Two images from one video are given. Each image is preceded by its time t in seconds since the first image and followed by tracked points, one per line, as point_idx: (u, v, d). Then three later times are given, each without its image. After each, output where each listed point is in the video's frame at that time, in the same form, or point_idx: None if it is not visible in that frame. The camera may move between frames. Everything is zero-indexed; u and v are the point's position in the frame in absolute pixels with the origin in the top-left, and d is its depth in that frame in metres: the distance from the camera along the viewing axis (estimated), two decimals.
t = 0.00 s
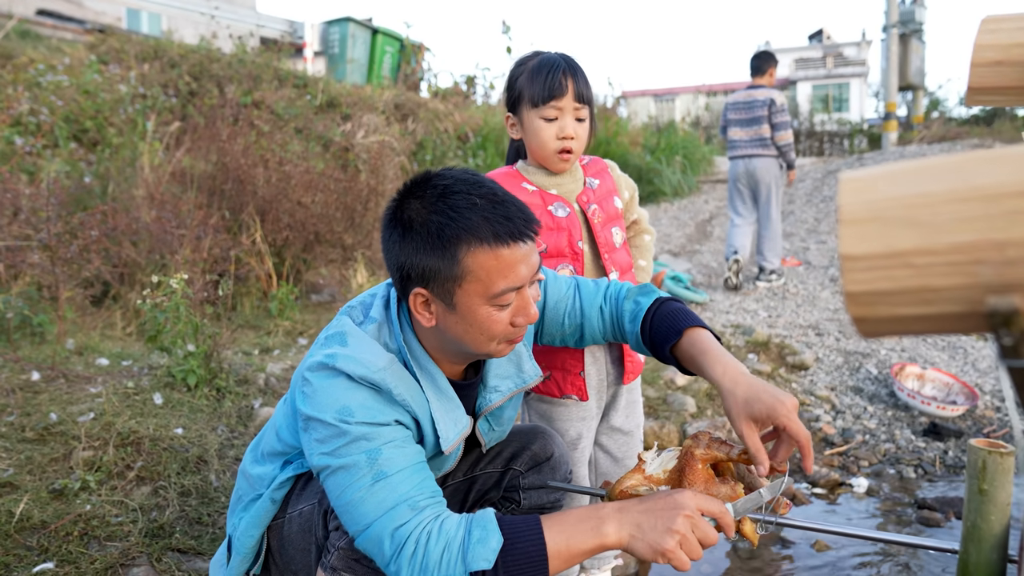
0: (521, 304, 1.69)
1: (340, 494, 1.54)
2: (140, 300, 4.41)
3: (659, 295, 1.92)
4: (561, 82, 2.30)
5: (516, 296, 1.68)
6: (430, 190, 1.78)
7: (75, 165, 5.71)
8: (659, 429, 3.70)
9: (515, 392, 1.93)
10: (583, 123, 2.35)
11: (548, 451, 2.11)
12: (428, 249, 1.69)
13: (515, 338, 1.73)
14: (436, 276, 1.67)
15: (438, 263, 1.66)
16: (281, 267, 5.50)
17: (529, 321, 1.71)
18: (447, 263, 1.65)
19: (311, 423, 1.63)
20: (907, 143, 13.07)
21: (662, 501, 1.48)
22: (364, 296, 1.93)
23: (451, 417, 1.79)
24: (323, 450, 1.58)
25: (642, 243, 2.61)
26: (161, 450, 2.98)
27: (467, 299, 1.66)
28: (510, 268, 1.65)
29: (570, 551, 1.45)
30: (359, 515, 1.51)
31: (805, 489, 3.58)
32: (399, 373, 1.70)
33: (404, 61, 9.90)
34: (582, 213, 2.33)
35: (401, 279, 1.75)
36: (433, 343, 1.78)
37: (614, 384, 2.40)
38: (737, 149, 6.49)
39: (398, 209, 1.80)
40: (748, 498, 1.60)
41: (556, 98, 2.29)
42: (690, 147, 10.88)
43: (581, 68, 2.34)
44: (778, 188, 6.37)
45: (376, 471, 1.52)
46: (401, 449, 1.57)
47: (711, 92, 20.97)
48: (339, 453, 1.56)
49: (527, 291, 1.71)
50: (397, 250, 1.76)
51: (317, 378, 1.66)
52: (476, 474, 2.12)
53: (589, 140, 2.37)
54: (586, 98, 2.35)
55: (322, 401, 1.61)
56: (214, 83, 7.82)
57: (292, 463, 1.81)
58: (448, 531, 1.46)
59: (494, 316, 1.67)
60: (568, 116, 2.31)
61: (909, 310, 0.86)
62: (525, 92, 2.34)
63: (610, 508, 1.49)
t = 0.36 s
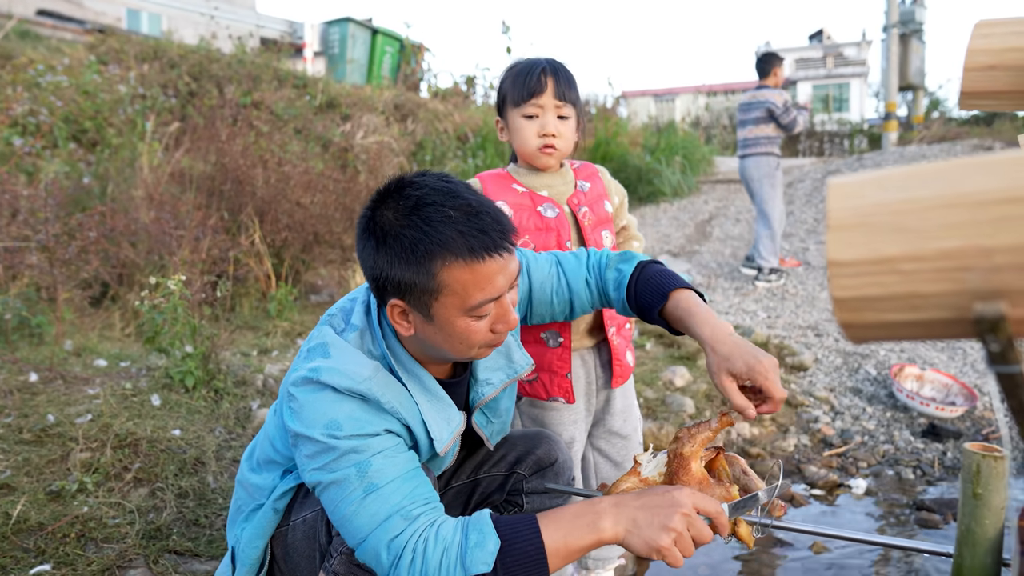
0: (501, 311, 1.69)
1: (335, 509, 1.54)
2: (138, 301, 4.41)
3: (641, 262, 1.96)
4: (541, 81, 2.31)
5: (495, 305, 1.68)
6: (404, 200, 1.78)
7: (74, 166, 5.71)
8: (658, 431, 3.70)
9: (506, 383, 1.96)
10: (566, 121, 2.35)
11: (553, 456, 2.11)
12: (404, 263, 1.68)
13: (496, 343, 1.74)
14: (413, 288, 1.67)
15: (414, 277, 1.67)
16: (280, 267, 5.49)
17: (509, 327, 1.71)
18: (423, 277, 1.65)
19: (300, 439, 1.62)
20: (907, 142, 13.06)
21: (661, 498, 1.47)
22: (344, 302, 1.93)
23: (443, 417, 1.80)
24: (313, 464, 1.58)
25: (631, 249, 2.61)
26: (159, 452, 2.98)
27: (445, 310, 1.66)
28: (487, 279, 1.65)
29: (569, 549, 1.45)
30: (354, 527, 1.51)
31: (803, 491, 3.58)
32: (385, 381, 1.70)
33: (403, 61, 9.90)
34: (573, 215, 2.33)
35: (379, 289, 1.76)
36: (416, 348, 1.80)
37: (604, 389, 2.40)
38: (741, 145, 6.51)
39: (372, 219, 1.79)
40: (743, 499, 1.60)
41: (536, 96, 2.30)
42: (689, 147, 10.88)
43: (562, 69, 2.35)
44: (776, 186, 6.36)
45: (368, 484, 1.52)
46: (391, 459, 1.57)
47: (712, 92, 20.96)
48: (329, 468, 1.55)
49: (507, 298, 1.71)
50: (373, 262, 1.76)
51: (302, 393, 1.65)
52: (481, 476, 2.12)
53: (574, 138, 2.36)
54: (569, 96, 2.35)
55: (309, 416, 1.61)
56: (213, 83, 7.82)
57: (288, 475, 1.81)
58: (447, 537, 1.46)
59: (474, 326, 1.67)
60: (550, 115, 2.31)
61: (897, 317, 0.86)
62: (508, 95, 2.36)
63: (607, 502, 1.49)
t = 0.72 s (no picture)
0: (541, 254, 1.60)
1: (341, 435, 1.48)
2: (138, 300, 4.40)
3: (655, 214, 1.95)
4: (517, 80, 2.38)
5: (538, 246, 1.59)
6: (471, 118, 1.64)
7: (74, 165, 5.70)
8: (658, 431, 3.68)
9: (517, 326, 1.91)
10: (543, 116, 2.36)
11: (521, 442, 2.06)
12: (459, 182, 1.56)
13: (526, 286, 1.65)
14: (461, 210, 1.55)
15: (467, 199, 1.54)
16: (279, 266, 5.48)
17: (543, 273, 1.63)
18: (477, 201, 1.53)
19: (311, 359, 1.52)
20: (908, 142, 13.04)
21: (658, 481, 1.46)
22: (369, 219, 1.80)
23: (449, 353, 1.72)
24: (324, 388, 1.49)
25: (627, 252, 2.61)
26: (159, 451, 2.98)
27: (489, 242, 1.55)
28: (541, 218, 1.55)
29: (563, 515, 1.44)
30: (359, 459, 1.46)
31: (803, 490, 3.57)
32: (407, 313, 1.60)
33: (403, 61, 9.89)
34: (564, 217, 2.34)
35: (422, 206, 1.63)
36: (439, 278, 1.70)
37: (592, 390, 2.38)
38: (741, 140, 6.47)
39: (432, 132, 1.67)
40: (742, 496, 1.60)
41: (511, 93, 2.36)
42: (689, 147, 10.86)
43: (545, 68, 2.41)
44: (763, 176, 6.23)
45: (378, 417, 1.45)
46: (405, 396, 1.50)
47: (712, 92, 20.93)
48: (343, 394, 1.47)
49: (549, 241, 1.61)
50: (424, 176, 1.62)
51: (321, 310, 1.54)
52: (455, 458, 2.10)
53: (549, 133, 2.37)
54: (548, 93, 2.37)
55: (328, 337, 1.50)
56: (213, 83, 7.81)
57: (284, 402, 1.72)
58: (446, 481, 1.43)
59: (512, 263, 1.57)
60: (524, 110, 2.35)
61: (899, 316, 0.86)
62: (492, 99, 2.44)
63: (605, 475, 1.48)
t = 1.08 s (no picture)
0: (585, 150, 1.59)
1: (332, 278, 1.42)
2: (138, 300, 4.39)
3: (674, 190, 2.05)
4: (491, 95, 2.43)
5: (586, 141, 1.57)
6: None
7: (74, 164, 5.70)
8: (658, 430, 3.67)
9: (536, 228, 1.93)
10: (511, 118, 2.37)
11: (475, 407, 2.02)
12: (535, 51, 1.52)
13: (559, 179, 1.63)
14: (531, 80, 1.51)
15: (541, 70, 1.50)
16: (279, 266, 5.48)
17: (582, 173, 1.62)
18: (549, 72, 1.49)
19: (327, 194, 1.44)
20: (908, 141, 13.03)
21: (623, 412, 1.55)
22: (421, 69, 1.71)
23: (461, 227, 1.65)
24: (333, 227, 1.41)
25: (633, 265, 2.62)
26: (159, 451, 2.97)
27: (543, 120, 1.52)
28: (599, 112, 1.53)
29: (526, 422, 1.49)
30: (354, 313, 1.42)
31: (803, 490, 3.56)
32: (439, 175, 1.52)
33: (404, 61, 9.89)
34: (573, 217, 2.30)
35: (488, 63, 1.58)
36: (474, 144, 1.64)
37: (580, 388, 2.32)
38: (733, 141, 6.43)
39: None
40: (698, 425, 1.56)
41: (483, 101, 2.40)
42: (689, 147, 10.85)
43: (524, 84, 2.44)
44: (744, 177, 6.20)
45: (379, 278, 1.42)
46: (407, 269, 1.45)
47: (712, 92, 20.92)
48: (351, 242, 1.41)
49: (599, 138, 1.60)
50: (501, 38, 1.58)
51: (357, 144, 1.45)
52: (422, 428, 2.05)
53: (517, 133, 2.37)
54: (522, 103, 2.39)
55: (356, 177, 1.42)
56: (214, 83, 7.81)
57: (266, 246, 1.63)
58: (425, 365, 1.43)
59: (558, 149, 1.56)
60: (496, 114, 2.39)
61: (898, 315, 0.86)
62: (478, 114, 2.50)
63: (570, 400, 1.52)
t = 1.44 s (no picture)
0: (615, 152, 1.58)
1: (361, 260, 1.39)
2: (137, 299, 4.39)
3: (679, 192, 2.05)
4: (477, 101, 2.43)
5: (617, 143, 1.57)
6: None
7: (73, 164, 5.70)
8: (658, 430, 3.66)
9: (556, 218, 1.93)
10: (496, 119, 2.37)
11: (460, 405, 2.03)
12: (583, 46, 1.51)
13: (584, 177, 1.62)
14: (580, 73, 1.50)
15: (589, 65, 1.49)
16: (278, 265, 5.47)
17: (609, 174, 1.61)
18: (598, 69, 1.49)
19: (364, 172, 1.40)
20: (908, 141, 13.01)
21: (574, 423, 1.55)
22: (457, 46, 1.66)
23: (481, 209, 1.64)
24: (367, 208, 1.38)
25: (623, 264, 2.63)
26: (159, 451, 2.97)
27: (578, 120, 1.52)
28: (636, 116, 1.53)
29: (539, 428, 1.49)
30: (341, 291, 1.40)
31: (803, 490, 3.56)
32: (474, 161, 1.49)
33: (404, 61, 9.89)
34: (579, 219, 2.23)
35: (532, 52, 1.56)
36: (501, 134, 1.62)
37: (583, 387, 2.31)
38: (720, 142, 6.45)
39: None
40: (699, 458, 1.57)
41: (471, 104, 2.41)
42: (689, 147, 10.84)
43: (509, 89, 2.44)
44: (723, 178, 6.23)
45: (411, 263, 1.40)
46: (438, 256, 1.44)
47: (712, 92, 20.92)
48: (388, 225, 1.38)
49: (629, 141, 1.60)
50: (550, 28, 1.55)
51: (396, 123, 1.41)
52: (390, 422, 2.05)
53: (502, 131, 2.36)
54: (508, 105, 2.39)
55: (396, 158, 1.39)
56: (213, 82, 7.81)
57: (269, 218, 1.60)
58: (452, 356, 1.44)
59: (589, 147, 1.55)
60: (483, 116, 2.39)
61: (899, 314, 0.86)
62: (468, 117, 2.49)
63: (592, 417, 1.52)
